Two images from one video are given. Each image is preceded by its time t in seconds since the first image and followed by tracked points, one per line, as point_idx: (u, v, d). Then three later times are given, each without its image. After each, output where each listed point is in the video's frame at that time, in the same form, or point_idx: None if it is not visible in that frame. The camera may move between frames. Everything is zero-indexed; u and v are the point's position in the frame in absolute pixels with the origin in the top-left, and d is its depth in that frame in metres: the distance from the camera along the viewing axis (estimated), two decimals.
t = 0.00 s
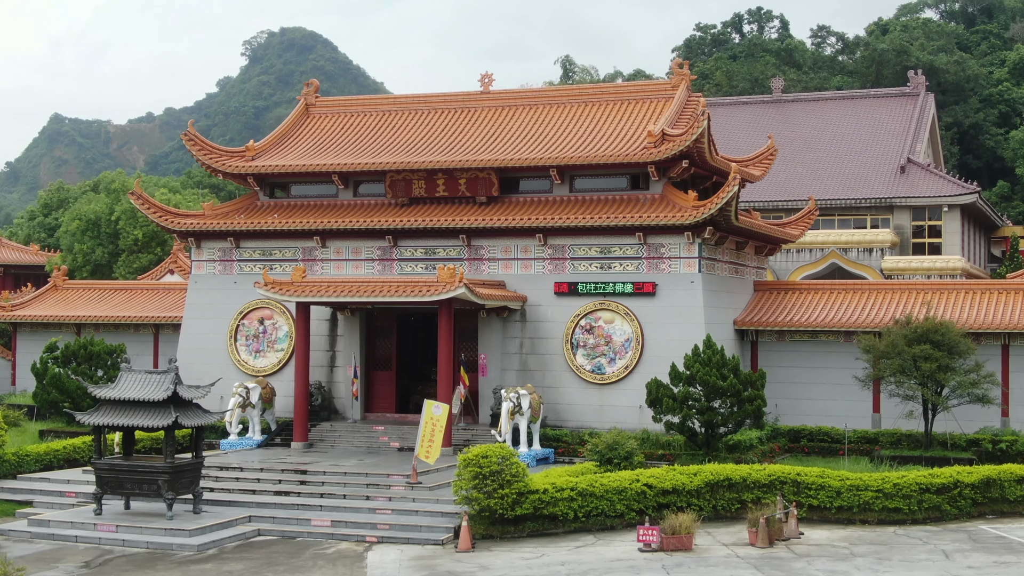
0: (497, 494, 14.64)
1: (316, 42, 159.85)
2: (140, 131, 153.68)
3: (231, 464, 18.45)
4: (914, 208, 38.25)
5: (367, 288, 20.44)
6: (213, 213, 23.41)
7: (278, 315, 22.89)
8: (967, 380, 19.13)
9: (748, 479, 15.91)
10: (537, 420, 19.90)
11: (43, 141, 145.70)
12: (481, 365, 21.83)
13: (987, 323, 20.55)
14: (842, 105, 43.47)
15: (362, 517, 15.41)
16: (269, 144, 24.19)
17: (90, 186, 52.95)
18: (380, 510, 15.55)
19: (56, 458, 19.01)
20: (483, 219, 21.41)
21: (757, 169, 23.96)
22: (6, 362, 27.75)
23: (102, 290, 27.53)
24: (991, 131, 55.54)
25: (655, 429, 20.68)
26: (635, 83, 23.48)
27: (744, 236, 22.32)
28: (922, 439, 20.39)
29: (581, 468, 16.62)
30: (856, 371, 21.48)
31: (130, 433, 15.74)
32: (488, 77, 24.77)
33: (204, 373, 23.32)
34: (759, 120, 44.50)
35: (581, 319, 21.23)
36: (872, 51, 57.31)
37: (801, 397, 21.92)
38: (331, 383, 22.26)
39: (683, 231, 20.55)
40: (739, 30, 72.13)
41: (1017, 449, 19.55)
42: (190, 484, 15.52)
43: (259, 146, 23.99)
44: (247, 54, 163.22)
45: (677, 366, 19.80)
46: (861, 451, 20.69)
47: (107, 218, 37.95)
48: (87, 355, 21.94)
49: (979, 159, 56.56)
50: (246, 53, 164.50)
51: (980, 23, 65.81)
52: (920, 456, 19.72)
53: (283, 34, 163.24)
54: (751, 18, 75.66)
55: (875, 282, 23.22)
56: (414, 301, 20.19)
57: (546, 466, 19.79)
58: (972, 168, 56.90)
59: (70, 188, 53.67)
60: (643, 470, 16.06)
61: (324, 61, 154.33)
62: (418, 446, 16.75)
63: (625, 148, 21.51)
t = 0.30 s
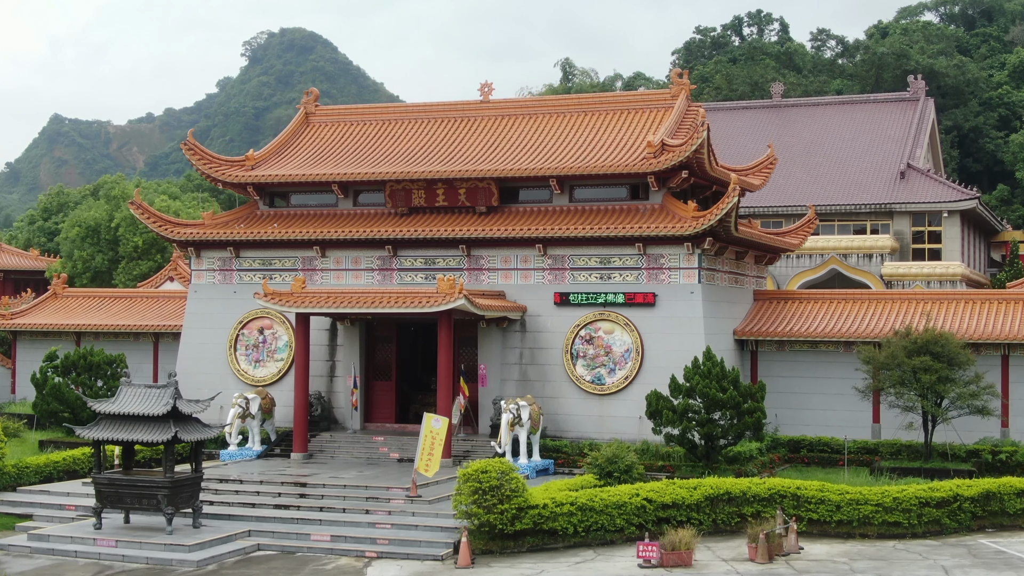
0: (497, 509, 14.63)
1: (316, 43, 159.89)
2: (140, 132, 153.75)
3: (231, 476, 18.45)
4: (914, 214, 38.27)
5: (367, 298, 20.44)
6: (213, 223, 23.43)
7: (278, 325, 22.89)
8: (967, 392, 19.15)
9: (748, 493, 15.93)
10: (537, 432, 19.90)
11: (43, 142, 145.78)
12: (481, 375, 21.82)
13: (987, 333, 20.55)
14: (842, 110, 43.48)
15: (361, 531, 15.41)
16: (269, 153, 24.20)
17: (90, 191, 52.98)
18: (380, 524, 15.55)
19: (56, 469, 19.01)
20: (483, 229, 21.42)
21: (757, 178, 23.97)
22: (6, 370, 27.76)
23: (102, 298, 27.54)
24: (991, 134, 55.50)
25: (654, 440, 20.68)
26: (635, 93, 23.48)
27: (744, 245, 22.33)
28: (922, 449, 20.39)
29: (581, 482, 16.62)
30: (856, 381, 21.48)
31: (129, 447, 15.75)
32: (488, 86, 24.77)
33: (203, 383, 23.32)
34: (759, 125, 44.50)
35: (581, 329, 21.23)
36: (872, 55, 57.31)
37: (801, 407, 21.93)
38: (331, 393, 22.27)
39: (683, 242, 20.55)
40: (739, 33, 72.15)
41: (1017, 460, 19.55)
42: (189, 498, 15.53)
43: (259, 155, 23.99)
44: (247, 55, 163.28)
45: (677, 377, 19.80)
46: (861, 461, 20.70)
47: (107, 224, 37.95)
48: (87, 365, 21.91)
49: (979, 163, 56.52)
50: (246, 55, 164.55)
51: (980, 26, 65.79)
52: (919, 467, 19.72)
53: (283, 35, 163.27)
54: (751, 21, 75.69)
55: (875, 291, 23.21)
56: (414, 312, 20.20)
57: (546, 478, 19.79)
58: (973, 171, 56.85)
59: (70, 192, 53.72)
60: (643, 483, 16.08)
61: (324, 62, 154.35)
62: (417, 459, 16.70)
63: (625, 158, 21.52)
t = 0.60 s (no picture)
0: (497, 525, 14.64)
1: (316, 43, 159.86)
2: (140, 133, 153.77)
3: (230, 490, 18.44)
4: (914, 220, 38.23)
5: (367, 310, 20.45)
6: (213, 232, 23.45)
7: (278, 335, 22.90)
8: (967, 404, 19.16)
9: (748, 507, 15.96)
10: (537, 443, 19.89)
11: (43, 143, 145.81)
12: (481, 386, 21.81)
13: (987, 344, 20.56)
14: (842, 115, 43.46)
15: (361, 547, 15.42)
16: (269, 163, 24.20)
17: (91, 196, 52.96)
18: (379, 540, 15.55)
19: (56, 482, 19.01)
20: (483, 239, 21.42)
21: (756, 188, 23.97)
22: (6, 378, 27.74)
23: (102, 306, 27.54)
24: (991, 137, 55.51)
25: (654, 451, 20.68)
26: (634, 103, 23.47)
27: (744, 256, 22.32)
28: (922, 461, 20.39)
29: (581, 496, 16.63)
30: (856, 392, 21.48)
31: (129, 462, 15.74)
32: (488, 96, 24.77)
33: (203, 393, 23.33)
34: (759, 130, 44.47)
35: (581, 340, 21.23)
36: (872, 58, 57.26)
37: (801, 418, 21.93)
38: (331, 404, 22.27)
39: (683, 253, 20.55)
40: (739, 36, 72.13)
41: (1016, 472, 19.57)
42: (189, 513, 15.54)
43: (259, 165, 24.01)
44: (247, 56, 163.26)
45: (678, 389, 19.79)
46: (860, 472, 20.71)
47: (107, 231, 37.95)
48: (87, 376, 21.89)
49: (979, 166, 56.51)
50: (246, 56, 164.54)
51: (980, 29, 65.79)
52: (919, 478, 19.72)
53: (283, 35, 163.26)
54: (751, 24, 75.67)
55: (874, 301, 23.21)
56: (413, 323, 20.20)
57: (546, 490, 19.80)
58: (972, 175, 56.84)
59: (70, 196, 53.66)
60: (642, 497, 16.12)
61: (324, 63, 154.36)
62: (416, 474, 16.68)
63: (625, 169, 21.51)
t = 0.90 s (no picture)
0: (497, 541, 14.64)
1: (316, 44, 159.86)
2: (140, 133, 153.76)
3: (229, 503, 18.44)
4: (914, 226, 38.19)
5: (367, 322, 20.44)
6: (213, 242, 23.44)
7: (277, 345, 22.90)
8: (967, 417, 19.16)
9: (748, 522, 15.97)
10: (537, 455, 19.88)
11: (43, 144, 145.89)
12: (481, 397, 21.80)
13: (987, 356, 20.55)
14: (842, 120, 43.44)
15: (360, 563, 15.41)
16: (269, 173, 24.20)
17: (91, 200, 52.97)
18: (379, 555, 15.54)
19: (55, 494, 19.01)
20: (483, 250, 21.42)
21: (757, 198, 23.95)
22: (6, 387, 27.73)
23: (101, 315, 27.54)
24: (991, 141, 55.48)
25: (654, 463, 20.67)
26: (634, 113, 23.45)
27: (744, 266, 22.32)
28: (922, 472, 20.39)
29: (581, 510, 16.65)
30: (856, 403, 21.49)
31: (129, 477, 15.75)
32: (488, 106, 24.77)
33: (203, 403, 23.33)
34: (759, 135, 44.46)
35: (581, 351, 21.22)
36: (872, 62, 57.22)
37: (801, 429, 21.93)
38: (330, 414, 22.27)
39: (683, 265, 20.53)
40: (739, 39, 72.09)
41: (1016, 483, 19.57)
42: (189, 528, 15.54)
43: (259, 175, 24.01)
44: (247, 57, 163.31)
45: (678, 402, 19.77)
46: (860, 483, 20.72)
47: (107, 238, 37.96)
48: (87, 387, 21.88)
49: (979, 170, 56.48)
50: (247, 56, 164.60)
51: (980, 32, 65.79)
52: (919, 490, 19.71)
53: (283, 36, 163.29)
54: (751, 27, 75.62)
55: (875, 311, 23.20)
56: (413, 335, 20.20)
57: (546, 501, 19.80)
58: (972, 178, 56.80)
59: (70, 201, 53.68)
60: (642, 513, 16.14)
61: (324, 64, 154.35)
62: (416, 488, 16.69)
63: (625, 180, 21.52)
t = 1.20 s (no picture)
0: (497, 558, 14.61)
1: (315, 45, 159.86)
2: (140, 133, 153.77)
3: (229, 516, 18.43)
4: (913, 231, 38.18)
5: (366, 333, 20.44)
6: (213, 252, 23.42)
7: (277, 355, 22.90)
8: (967, 429, 19.17)
9: (748, 537, 15.99)
10: (537, 467, 19.87)
11: (43, 145, 145.90)
12: (480, 408, 21.79)
13: (987, 367, 20.54)
14: (841, 125, 43.42)
15: None
16: (269, 183, 24.20)
17: (92, 205, 52.94)
18: (379, 571, 15.54)
19: (55, 506, 19.00)
20: (483, 261, 21.41)
21: (756, 208, 23.97)
22: (5, 396, 27.73)
23: (101, 323, 27.53)
24: (991, 145, 55.46)
25: (654, 474, 20.66)
26: (634, 123, 23.45)
27: (744, 277, 22.31)
28: (922, 483, 20.39)
29: (581, 524, 16.70)
30: (856, 413, 21.48)
31: (129, 492, 15.75)
32: (488, 115, 24.78)
33: (202, 414, 23.32)
34: (759, 140, 44.43)
35: (581, 362, 21.21)
36: (872, 66, 57.16)
37: (801, 439, 21.92)
38: (330, 425, 22.26)
39: (682, 276, 20.52)
40: (739, 42, 72.11)
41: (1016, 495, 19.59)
42: (189, 544, 15.53)
43: (258, 185, 24.01)
44: (247, 57, 163.31)
45: (678, 415, 19.75)
46: (860, 494, 20.72)
47: (107, 245, 37.96)
48: (87, 398, 21.88)
49: (979, 174, 56.44)
50: (246, 57, 164.58)
51: (980, 35, 65.78)
52: (919, 502, 19.70)
53: (283, 37, 163.27)
54: (751, 29, 75.64)
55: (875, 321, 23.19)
56: (413, 347, 20.20)
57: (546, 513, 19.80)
58: (972, 182, 56.73)
59: (70, 205, 53.64)
60: (642, 527, 16.21)
61: (324, 64, 154.33)
62: (416, 503, 16.69)
63: (625, 191, 21.51)
